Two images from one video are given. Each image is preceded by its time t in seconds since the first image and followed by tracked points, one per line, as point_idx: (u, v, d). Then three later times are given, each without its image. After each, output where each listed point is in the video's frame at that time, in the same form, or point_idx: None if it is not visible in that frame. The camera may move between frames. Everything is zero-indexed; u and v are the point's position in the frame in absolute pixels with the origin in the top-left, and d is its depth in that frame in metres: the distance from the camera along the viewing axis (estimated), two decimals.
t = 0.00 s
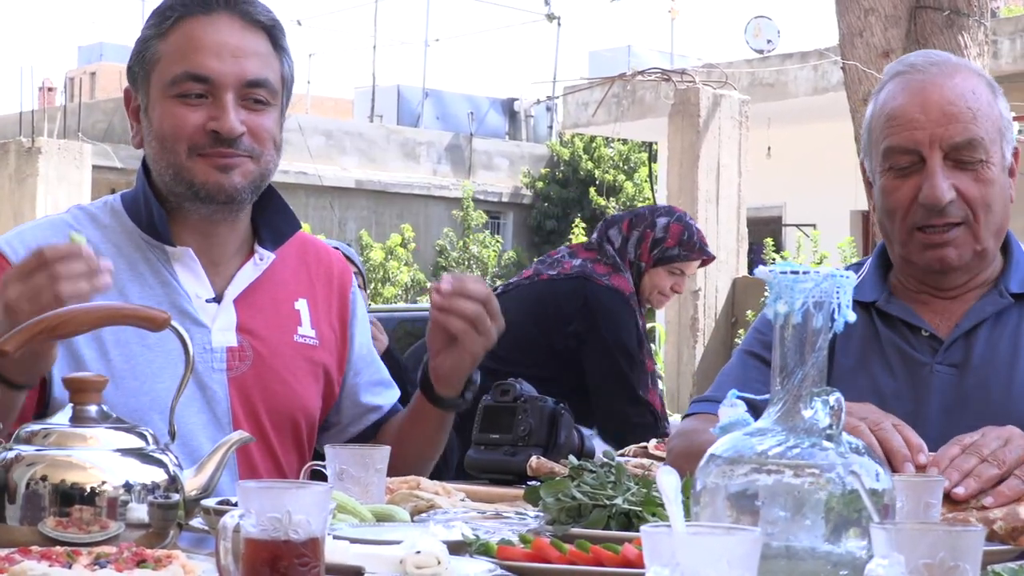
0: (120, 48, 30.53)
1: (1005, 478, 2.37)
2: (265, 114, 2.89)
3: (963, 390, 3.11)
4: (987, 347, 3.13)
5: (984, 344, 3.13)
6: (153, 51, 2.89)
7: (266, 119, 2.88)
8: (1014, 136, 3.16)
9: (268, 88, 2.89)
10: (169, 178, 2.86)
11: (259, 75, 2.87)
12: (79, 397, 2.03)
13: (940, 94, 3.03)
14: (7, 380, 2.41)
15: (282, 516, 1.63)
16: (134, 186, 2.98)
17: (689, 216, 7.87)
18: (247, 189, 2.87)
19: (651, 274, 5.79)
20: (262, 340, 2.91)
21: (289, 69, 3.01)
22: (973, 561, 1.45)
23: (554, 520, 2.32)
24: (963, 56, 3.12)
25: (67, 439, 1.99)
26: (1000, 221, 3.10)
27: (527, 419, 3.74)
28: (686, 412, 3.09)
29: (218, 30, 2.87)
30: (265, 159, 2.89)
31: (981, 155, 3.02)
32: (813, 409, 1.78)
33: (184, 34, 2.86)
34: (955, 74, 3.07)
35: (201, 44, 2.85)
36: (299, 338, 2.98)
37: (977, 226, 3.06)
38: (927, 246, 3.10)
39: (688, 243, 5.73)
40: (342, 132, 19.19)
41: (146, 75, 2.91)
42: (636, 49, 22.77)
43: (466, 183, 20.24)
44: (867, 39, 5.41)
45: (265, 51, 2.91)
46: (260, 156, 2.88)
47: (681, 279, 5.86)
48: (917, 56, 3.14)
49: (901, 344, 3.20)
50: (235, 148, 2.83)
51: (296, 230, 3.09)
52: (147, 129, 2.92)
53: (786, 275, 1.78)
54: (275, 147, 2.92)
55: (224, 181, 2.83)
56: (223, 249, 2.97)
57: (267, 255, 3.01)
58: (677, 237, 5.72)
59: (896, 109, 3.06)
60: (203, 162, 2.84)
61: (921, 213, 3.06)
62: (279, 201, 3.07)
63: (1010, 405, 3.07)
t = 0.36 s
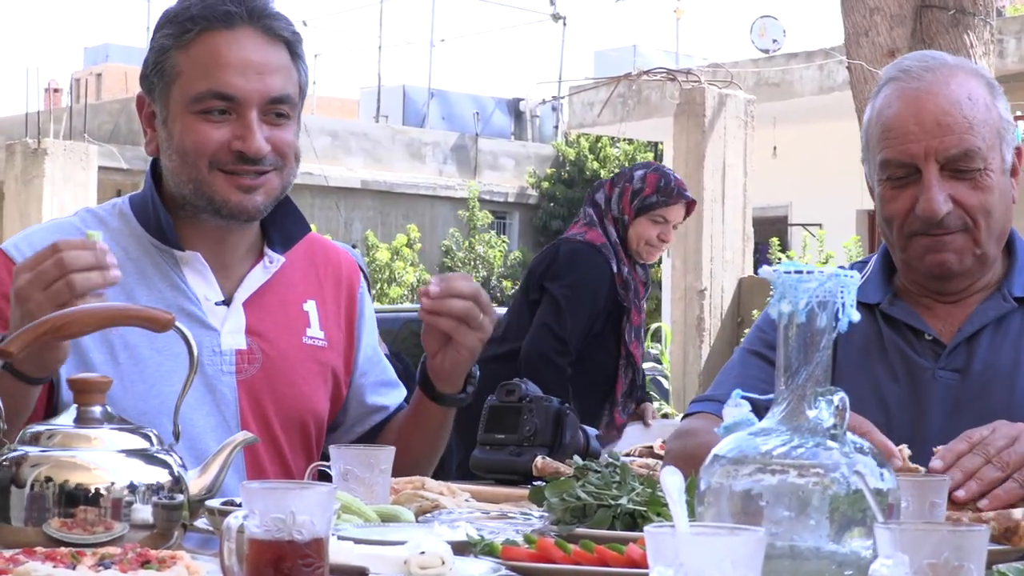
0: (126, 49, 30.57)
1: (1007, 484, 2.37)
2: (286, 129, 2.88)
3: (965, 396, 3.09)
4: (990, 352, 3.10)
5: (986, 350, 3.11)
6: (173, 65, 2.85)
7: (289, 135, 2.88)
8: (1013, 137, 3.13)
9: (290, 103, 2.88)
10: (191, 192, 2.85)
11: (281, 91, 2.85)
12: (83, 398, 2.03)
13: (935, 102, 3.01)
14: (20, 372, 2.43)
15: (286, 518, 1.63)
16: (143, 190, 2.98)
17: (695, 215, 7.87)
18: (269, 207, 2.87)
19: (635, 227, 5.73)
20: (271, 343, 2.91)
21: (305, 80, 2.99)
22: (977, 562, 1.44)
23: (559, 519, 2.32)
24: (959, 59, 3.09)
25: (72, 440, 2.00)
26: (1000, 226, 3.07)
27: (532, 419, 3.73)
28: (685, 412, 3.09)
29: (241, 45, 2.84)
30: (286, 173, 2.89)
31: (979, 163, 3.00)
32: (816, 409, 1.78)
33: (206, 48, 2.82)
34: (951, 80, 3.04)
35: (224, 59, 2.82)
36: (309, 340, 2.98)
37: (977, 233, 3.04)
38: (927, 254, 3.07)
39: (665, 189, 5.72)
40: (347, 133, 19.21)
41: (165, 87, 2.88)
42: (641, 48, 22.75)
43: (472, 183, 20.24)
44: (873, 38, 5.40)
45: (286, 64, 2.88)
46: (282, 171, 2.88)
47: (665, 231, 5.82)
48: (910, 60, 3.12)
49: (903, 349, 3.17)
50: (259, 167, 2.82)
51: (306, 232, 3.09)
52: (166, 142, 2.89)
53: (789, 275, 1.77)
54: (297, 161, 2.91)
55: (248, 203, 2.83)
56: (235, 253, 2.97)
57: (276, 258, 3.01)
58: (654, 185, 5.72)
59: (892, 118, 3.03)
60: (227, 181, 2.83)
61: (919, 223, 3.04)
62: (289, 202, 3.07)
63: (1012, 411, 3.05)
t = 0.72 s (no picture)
0: (134, 49, 30.63)
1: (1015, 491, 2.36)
2: (315, 131, 2.91)
3: (970, 395, 3.08)
4: (996, 349, 3.09)
5: (992, 346, 3.10)
6: (206, 64, 2.86)
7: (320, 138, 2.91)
8: (1018, 134, 3.11)
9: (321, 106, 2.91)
10: (223, 193, 2.86)
11: (315, 94, 2.88)
12: (92, 397, 2.04)
13: (937, 98, 2.99)
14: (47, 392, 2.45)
15: (294, 516, 1.64)
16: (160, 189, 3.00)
17: (702, 213, 7.87)
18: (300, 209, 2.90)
19: (628, 208, 5.70)
20: (286, 342, 2.92)
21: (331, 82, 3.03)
22: (984, 557, 1.44)
23: (567, 517, 2.31)
24: (963, 57, 3.08)
25: (81, 439, 2.00)
26: (1004, 222, 3.05)
27: (540, 417, 3.73)
28: (689, 409, 3.10)
29: (277, 47, 2.86)
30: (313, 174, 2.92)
31: (982, 159, 2.98)
32: (824, 405, 1.78)
33: (243, 50, 2.84)
34: (954, 77, 3.03)
35: (261, 62, 2.84)
36: (325, 339, 2.99)
37: (981, 229, 3.02)
38: (932, 250, 3.04)
39: (648, 166, 5.65)
40: (354, 132, 19.24)
41: (196, 86, 2.89)
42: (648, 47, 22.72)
43: (480, 182, 20.22)
44: (880, 36, 5.40)
45: (317, 66, 2.91)
46: (311, 172, 2.91)
47: (662, 205, 5.73)
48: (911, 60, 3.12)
49: (910, 347, 3.16)
50: (293, 170, 2.84)
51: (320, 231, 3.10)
52: (196, 141, 2.89)
53: (796, 272, 1.77)
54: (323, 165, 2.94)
55: (283, 202, 2.85)
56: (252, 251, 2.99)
57: (291, 257, 3.03)
58: (637, 165, 5.67)
59: (895, 115, 3.02)
60: (260, 183, 2.85)
61: (923, 219, 3.02)
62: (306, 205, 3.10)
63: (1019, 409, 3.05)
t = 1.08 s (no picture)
0: (139, 47, 30.67)
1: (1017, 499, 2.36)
2: (350, 131, 2.94)
3: (975, 395, 3.08)
4: (1001, 350, 3.09)
5: (998, 346, 3.10)
6: (248, 63, 2.86)
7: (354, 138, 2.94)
8: None
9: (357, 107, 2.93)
10: (259, 191, 2.87)
11: (354, 96, 2.90)
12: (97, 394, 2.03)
13: (949, 98, 2.97)
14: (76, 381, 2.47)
15: (299, 514, 1.63)
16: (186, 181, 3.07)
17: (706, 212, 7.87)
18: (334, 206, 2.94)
19: (699, 217, 5.36)
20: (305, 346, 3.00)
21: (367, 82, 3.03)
22: (988, 557, 1.45)
23: (571, 516, 2.32)
24: (976, 56, 3.06)
25: (86, 436, 2.01)
26: (1013, 225, 3.05)
27: (544, 416, 3.73)
28: (692, 402, 3.09)
29: (319, 48, 2.84)
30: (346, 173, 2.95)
31: (992, 161, 2.97)
32: (828, 405, 1.78)
33: (285, 50, 2.83)
34: (967, 77, 3.01)
35: (303, 62, 2.83)
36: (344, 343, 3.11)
37: (989, 233, 3.02)
38: (940, 252, 3.05)
39: (712, 172, 5.40)
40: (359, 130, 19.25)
41: (236, 85, 2.88)
42: (652, 45, 22.73)
43: (483, 180, 20.28)
44: (884, 35, 5.39)
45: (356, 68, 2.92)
46: (345, 172, 2.94)
47: (732, 207, 5.38)
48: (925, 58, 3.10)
49: (916, 347, 3.16)
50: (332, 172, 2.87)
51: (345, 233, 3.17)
52: (233, 139, 2.90)
53: (801, 272, 1.77)
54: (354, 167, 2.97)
55: (318, 200, 2.88)
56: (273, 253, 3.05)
57: (317, 258, 3.11)
58: (701, 172, 5.42)
59: (907, 114, 3.01)
60: (296, 183, 2.87)
61: (932, 220, 3.02)
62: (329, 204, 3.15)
63: None
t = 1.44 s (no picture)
0: (138, 44, 30.64)
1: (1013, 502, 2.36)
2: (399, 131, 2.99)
3: (977, 395, 3.08)
4: (1005, 351, 3.09)
5: (1000, 346, 3.10)
6: (303, 59, 2.91)
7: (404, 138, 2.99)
8: None
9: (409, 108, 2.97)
10: (309, 189, 2.94)
11: (406, 96, 2.94)
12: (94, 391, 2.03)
13: (963, 97, 2.98)
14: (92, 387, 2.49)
15: (296, 511, 1.63)
16: (231, 171, 3.11)
17: (706, 210, 7.86)
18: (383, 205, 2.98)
19: (805, 203, 5.66)
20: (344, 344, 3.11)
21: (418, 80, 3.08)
22: (986, 555, 1.44)
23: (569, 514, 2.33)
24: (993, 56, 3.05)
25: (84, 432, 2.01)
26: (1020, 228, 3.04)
27: (543, 413, 3.71)
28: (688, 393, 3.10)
29: (373, 47, 2.90)
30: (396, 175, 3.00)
31: (1003, 162, 2.96)
32: (826, 403, 1.78)
33: (340, 48, 2.89)
34: (982, 76, 3.01)
35: (357, 60, 2.88)
36: (377, 343, 3.21)
37: (996, 234, 3.01)
38: (945, 250, 3.04)
39: (813, 157, 5.71)
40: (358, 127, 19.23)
41: (289, 82, 2.94)
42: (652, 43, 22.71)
43: (483, 177, 20.27)
44: (884, 33, 5.38)
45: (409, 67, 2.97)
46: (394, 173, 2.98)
47: (835, 192, 5.64)
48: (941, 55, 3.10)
49: (919, 345, 3.15)
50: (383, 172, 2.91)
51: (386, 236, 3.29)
52: (285, 136, 2.96)
53: (799, 270, 1.77)
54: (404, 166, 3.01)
55: (367, 205, 2.93)
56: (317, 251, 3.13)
57: (358, 258, 3.22)
58: (803, 159, 5.75)
59: (920, 110, 3.00)
60: (349, 183, 2.93)
61: (939, 219, 3.02)
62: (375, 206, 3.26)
63: None
